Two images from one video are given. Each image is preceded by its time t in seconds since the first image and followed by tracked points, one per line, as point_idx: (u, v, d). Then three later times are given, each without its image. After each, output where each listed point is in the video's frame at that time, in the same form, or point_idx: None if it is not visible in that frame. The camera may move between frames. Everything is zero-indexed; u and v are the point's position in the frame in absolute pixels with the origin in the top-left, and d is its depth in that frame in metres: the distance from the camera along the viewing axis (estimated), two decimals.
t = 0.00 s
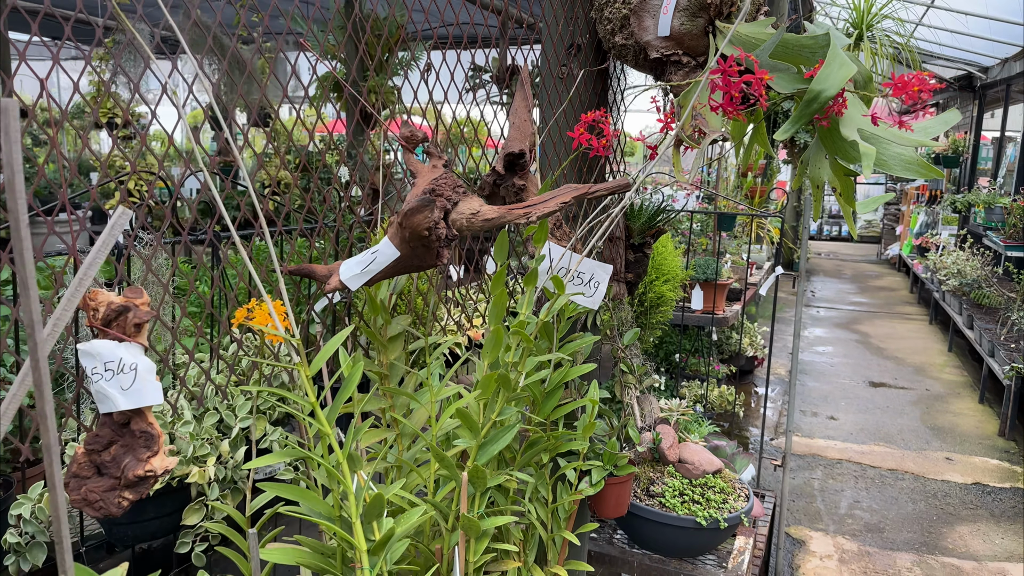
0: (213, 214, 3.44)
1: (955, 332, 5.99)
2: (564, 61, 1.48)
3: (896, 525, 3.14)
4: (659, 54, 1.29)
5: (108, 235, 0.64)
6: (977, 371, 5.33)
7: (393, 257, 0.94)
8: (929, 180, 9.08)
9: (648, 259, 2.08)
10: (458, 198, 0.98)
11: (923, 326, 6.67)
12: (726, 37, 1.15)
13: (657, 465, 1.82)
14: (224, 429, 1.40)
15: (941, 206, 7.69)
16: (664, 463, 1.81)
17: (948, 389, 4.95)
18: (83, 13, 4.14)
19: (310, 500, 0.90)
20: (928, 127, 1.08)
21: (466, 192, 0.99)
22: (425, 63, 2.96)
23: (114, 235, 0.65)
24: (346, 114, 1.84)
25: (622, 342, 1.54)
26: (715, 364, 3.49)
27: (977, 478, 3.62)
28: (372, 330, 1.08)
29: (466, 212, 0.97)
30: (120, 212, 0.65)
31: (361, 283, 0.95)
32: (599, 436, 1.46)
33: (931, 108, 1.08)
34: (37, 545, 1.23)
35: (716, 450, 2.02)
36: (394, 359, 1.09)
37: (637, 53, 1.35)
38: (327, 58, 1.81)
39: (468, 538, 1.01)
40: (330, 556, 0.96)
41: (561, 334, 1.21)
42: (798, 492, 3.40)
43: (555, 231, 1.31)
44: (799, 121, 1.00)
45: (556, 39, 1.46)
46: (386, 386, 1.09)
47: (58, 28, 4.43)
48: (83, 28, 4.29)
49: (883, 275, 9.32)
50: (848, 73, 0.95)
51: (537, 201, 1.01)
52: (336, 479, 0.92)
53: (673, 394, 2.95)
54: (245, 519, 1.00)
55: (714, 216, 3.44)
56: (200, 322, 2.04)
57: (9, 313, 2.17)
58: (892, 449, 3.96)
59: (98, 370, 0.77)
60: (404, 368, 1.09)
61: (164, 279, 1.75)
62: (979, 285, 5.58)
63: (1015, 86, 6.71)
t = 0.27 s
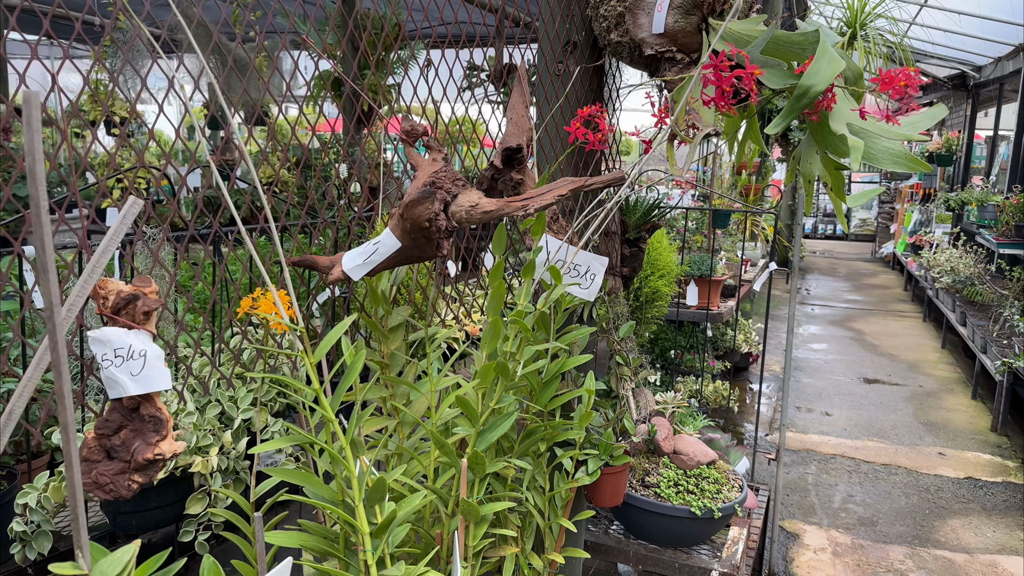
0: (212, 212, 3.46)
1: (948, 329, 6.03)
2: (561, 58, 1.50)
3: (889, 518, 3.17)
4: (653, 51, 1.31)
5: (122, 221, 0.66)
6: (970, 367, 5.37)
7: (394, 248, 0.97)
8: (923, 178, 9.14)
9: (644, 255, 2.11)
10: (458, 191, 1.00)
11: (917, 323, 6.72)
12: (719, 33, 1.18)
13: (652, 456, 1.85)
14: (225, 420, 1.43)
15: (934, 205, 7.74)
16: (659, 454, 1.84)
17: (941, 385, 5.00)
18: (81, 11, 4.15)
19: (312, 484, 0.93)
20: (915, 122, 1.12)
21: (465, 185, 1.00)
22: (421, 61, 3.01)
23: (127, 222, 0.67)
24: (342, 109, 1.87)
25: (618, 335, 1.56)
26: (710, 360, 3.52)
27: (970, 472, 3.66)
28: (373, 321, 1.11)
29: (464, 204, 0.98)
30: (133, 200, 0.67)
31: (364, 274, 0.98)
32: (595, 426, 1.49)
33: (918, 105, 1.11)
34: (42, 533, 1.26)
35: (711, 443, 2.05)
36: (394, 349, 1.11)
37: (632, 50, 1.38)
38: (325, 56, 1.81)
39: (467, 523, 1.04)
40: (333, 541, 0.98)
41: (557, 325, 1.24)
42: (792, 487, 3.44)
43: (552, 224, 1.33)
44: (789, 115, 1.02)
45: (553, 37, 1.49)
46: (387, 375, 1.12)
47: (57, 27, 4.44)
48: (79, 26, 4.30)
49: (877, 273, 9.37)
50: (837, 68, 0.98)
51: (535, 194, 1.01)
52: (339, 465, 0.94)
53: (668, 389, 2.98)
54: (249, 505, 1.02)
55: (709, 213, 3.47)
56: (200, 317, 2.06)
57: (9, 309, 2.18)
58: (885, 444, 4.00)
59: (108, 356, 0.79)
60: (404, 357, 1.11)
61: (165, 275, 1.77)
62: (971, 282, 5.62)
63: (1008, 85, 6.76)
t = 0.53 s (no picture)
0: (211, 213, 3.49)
1: (942, 328, 6.08)
2: (556, 64, 1.53)
3: (882, 516, 3.21)
4: (646, 59, 1.34)
5: (133, 228, 0.68)
6: (964, 366, 5.42)
7: (394, 252, 1.00)
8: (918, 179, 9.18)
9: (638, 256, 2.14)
10: (456, 196, 1.03)
11: (911, 323, 6.76)
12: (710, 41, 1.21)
13: (646, 454, 1.88)
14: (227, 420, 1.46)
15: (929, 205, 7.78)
16: (653, 452, 1.87)
17: (935, 384, 5.04)
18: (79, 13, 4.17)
19: (313, 480, 0.96)
20: (900, 128, 1.15)
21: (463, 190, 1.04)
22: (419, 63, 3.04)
23: (137, 228, 0.70)
24: (340, 112, 1.89)
25: (613, 335, 1.59)
26: (705, 359, 3.56)
27: (962, 471, 3.70)
28: (373, 322, 1.14)
29: (462, 209, 1.01)
30: (143, 207, 0.70)
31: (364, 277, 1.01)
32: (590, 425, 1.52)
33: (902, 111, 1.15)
34: (49, 531, 1.28)
35: (704, 441, 2.08)
36: (393, 350, 1.14)
37: (625, 57, 1.41)
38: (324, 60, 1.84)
39: (465, 519, 1.07)
40: (335, 536, 1.01)
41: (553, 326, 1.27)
42: (787, 485, 3.47)
43: (548, 227, 1.36)
44: (777, 122, 1.06)
45: (549, 43, 1.52)
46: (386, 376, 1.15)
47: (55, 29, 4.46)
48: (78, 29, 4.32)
49: (872, 272, 9.42)
50: (822, 77, 1.01)
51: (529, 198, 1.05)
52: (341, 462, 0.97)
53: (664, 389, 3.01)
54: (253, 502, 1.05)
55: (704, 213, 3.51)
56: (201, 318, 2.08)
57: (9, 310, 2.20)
58: (879, 443, 4.03)
59: (118, 357, 0.82)
60: (403, 358, 1.14)
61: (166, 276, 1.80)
62: (965, 282, 5.67)
63: (1002, 85, 6.81)
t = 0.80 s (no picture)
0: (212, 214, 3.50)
1: (941, 328, 6.09)
2: (557, 68, 1.55)
3: (880, 515, 3.22)
4: (647, 63, 1.36)
5: (144, 231, 0.70)
6: (962, 366, 5.44)
7: (399, 255, 1.02)
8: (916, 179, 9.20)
9: (638, 257, 2.16)
10: (459, 199, 1.05)
11: (910, 323, 6.78)
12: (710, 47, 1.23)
13: (646, 453, 1.90)
14: (232, 419, 1.46)
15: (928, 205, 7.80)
16: (653, 452, 1.88)
17: (933, 383, 5.06)
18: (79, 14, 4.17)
19: (319, 479, 0.97)
20: (898, 132, 1.16)
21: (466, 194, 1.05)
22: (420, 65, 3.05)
23: (148, 231, 0.71)
24: (340, 114, 1.91)
25: (613, 335, 1.61)
26: (704, 359, 3.57)
27: (960, 470, 3.71)
28: (377, 322, 1.15)
29: (465, 212, 1.03)
30: (154, 210, 0.71)
31: (370, 278, 1.03)
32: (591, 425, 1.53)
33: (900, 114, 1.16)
34: (55, 530, 1.28)
35: (704, 441, 2.10)
36: (397, 350, 1.16)
37: (626, 61, 1.42)
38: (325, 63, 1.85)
39: (468, 517, 1.08)
40: (341, 534, 1.02)
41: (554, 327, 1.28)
42: (786, 484, 3.49)
43: (551, 229, 1.38)
44: (776, 126, 1.07)
45: (550, 47, 1.54)
46: (391, 374, 1.16)
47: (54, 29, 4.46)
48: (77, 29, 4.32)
49: (871, 272, 9.44)
50: (820, 81, 1.03)
51: (532, 202, 1.07)
52: (347, 461, 0.98)
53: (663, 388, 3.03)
54: (259, 501, 1.06)
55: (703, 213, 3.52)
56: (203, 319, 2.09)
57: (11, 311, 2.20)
58: (877, 443, 4.05)
59: (128, 358, 0.83)
60: (406, 358, 1.16)
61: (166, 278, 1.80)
62: (963, 282, 5.69)
63: (1000, 86, 6.83)
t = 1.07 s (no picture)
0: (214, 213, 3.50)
1: (941, 327, 6.10)
2: (563, 65, 1.56)
3: (882, 513, 3.23)
4: (653, 60, 1.36)
5: (159, 227, 0.70)
6: (962, 365, 5.45)
7: (409, 250, 1.03)
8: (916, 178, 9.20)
9: (642, 255, 2.17)
10: (468, 195, 1.05)
11: (910, 322, 6.79)
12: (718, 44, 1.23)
13: (651, 451, 1.90)
14: (239, 416, 1.45)
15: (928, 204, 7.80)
16: (658, 449, 1.89)
17: (934, 382, 5.07)
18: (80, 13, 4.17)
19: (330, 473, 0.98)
20: (904, 129, 1.17)
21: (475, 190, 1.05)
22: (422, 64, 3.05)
23: (164, 226, 0.72)
24: (342, 112, 1.90)
25: (618, 332, 1.61)
26: (706, 358, 3.58)
27: (961, 468, 3.72)
28: (386, 318, 1.16)
29: (474, 208, 1.04)
30: (170, 206, 0.72)
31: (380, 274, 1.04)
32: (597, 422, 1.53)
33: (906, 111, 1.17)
34: (64, 526, 1.29)
35: (707, 438, 2.10)
36: (405, 345, 1.16)
37: (632, 58, 1.43)
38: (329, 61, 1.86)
39: (477, 512, 1.09)
40: (351, 529, 1.03)
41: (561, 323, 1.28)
42: (787, 483, 3.49)
43: (558, 226, 1.38)
44: (784, 122, 1.08)
45: (556, 45, 1.54)
46: (399, 370, 1.17)
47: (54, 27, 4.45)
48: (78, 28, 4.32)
49: (871, 272, 9.45)
50: (828, 78, 1.04)
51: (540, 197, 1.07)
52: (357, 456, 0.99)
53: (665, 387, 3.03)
54: (269, 495, 1.06)
55: (705, 212, 3.53)
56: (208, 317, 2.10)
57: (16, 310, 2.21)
58: (878, 441, 4.06)
59: (142, 353, 0.84)
60: (414, 353, 1.16)
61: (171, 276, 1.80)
62: (964, 280, 5.70)
63: (1000, 85, 6.84)
